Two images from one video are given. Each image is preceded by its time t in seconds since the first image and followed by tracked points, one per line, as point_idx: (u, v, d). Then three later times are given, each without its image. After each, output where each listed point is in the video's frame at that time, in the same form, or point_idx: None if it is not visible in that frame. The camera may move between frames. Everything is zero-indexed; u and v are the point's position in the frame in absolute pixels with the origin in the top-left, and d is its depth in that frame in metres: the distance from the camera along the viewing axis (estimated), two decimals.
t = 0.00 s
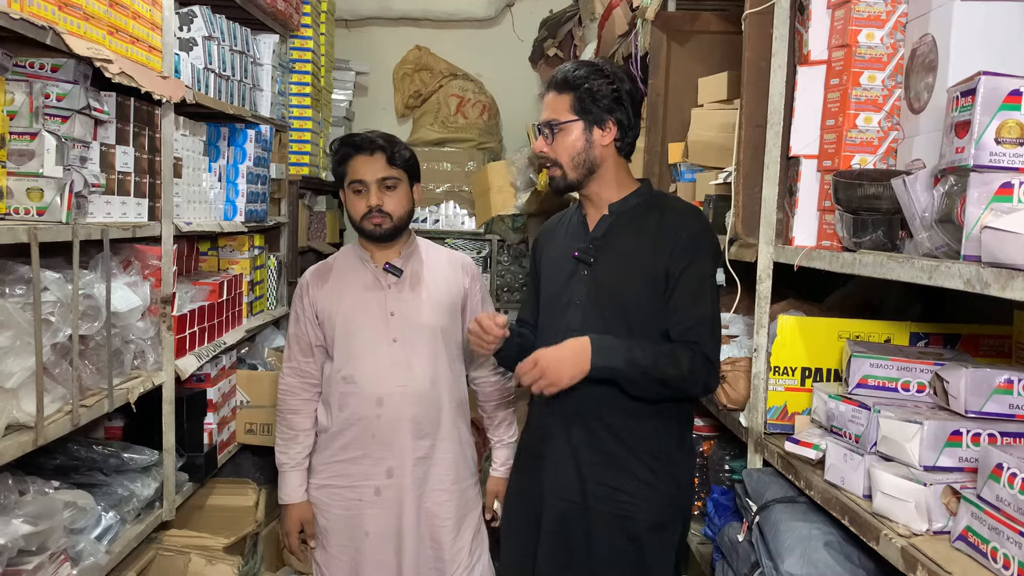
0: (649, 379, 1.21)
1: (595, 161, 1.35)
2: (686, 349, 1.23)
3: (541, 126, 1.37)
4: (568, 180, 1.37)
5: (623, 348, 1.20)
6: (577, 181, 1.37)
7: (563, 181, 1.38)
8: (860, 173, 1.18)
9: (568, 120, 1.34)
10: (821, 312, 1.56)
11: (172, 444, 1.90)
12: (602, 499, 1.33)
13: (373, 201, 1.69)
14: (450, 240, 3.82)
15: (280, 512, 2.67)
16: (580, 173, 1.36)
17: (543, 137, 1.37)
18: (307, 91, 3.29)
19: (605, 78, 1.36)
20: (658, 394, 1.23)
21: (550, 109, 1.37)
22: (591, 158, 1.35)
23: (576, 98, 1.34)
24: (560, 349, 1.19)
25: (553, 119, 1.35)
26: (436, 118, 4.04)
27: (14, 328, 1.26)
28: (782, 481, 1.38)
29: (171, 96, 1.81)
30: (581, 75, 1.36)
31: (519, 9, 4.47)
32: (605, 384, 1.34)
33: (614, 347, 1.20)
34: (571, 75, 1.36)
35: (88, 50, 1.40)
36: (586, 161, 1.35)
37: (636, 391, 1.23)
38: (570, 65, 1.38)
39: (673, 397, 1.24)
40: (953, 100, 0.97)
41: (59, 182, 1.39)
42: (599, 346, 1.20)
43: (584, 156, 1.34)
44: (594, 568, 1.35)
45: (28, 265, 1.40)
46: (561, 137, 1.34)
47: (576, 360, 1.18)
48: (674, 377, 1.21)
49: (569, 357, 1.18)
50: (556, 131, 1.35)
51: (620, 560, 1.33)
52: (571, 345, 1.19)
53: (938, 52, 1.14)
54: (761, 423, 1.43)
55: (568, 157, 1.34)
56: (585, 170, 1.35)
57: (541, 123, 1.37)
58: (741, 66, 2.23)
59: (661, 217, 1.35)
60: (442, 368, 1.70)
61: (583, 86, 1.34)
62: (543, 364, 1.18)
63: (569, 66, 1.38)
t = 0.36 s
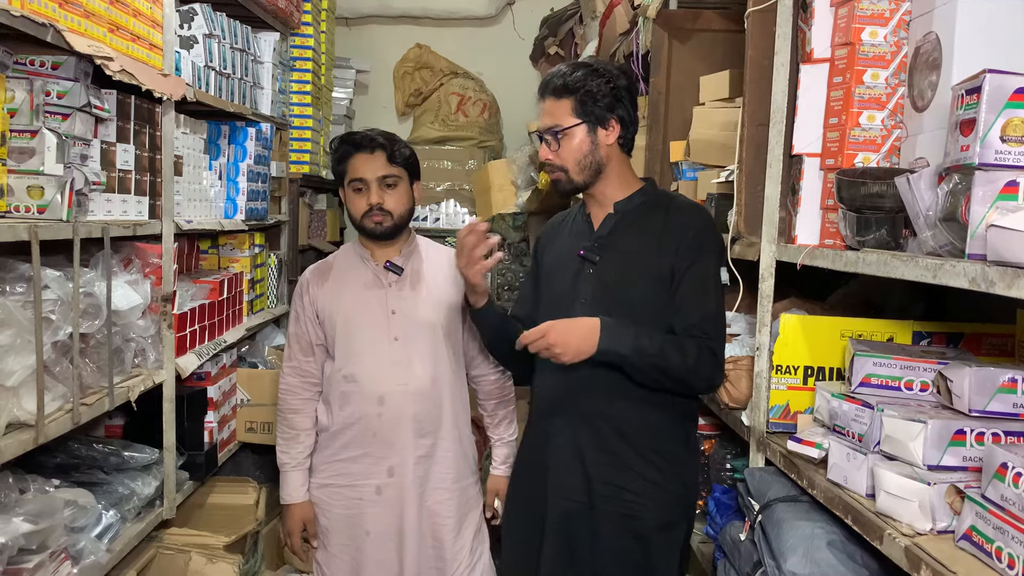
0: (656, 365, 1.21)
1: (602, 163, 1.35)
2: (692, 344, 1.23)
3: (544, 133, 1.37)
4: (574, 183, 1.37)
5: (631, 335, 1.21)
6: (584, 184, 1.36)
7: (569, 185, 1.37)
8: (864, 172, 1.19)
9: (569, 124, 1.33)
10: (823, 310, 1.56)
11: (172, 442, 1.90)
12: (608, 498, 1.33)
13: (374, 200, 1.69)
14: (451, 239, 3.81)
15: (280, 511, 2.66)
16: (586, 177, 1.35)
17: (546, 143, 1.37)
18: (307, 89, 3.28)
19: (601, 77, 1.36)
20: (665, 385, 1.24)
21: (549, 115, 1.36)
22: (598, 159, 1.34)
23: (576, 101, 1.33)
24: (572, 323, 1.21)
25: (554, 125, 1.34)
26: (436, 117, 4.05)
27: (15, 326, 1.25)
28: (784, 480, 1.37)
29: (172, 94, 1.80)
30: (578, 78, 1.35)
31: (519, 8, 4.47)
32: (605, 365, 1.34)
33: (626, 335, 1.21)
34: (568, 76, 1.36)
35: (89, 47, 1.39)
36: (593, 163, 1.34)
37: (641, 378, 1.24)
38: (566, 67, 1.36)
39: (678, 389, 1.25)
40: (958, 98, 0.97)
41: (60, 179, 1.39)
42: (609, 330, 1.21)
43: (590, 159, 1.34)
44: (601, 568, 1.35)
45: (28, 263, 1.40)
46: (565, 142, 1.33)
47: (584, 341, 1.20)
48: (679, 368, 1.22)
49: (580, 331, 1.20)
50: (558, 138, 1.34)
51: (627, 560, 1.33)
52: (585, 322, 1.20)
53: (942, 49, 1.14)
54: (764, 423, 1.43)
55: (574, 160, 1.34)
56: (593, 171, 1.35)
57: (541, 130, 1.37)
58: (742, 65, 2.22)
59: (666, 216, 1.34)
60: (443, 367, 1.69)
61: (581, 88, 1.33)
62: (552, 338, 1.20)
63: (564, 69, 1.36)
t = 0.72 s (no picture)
0: (654, 372, 1.20)
1: (605, 160, 1.35)
2: (691, 347, 1.23)
3: (547, 128, 1.36)
4: (576, 179, 1.36)
5: (631, 342, 1.19)
6: (587, 181, 1.36)
7: (571, 181, 1.37)
8: (867, 170, 1.19)
9: (575, 120, 1.32)
10: (825, 308, 1.56)
11: (174, 441, 1.90)
12: (610, 497, 1.33)
13: (377, 198, 1.69)
14: (452, 237, 3.79)
15: (282, 509, 2.67)
16: (589, 173, 1.35)
17: (549, 138, 1.36)
18: (308, 87, 3.27)
19: (607, 74, 1.35)
20: (665, 388, 1.23)
21: (552, 111, 1.35)
22: (601, 157, 1.34)
23: (582, 97, 1.32)
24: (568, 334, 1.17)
25: (558, 121, 1.33)
26: (437, 115, 4.05)
27: (17, 324, 1.25)
28: (786, 478, 1.37)
29: (173, 91, 1.80)
30: (584, 74, 1.34)
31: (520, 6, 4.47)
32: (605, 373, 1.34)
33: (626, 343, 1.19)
34: (574, 72, 1.35)
35: (90, 45, 1.39)
36: (596, 160, 1.34)
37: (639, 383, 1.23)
38: (571, 63, 1.36)
39: (677, 392, 1.24)
40: (962, 95, 0.97)
41: (61, 177, 1.39)
42: (610, 338, 1.18)
43: (593, 156, 1.33)
44: (604, 567, 1.35)
45: (29, 261, 1.39)
46: (569, 138, 1.33)
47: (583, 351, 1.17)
48: (678, 373, 1.21)
49: (581, 339, 1.17)
50: (562, 133, 1.33)
51: (631, 559, 1.33)
52: (583, 333, 1.17)
53: (945, 47, 1.14)
54: (766, 421, 1.43)
55: (577, 156, 1.33)
56: (595, 168, 1.34)
57: (545, 125, 1.36)
58: (743, 62, 2.22)
59: (669, 214, 1.34)
60: (445, 366, 1.69)
61: (588, 85, 1.33)
62: (553, 348, 1.15)
63: (569, 64, 1.36)
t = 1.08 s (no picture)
0: (654, 372, 1.20)
1: (607, 158, 1.35)
2: (691, 348, 1.23)
3: (550, 125, 1.35)
4: (578, 178, 1.36)
5: (631, 342, 1.19)
6: (588, 180, 1.36)
7: (574, 179, 1.37)
8: (869, 167, 1.18)
9: (578, 119, 1.32)
10: (826, 305, 1.56)
11: (174, 439, 1.90)
12: (607, 494, 1.33)
13: (378, 195, 1.68)
14: (453, 234, 3.81)
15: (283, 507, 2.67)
16: (591, 172, 1.35)
17: (552, 136, 1.35)
18: (308, 85, 3.27)
19: (612, 73, 1.34)
20: (666, 388, 1.23)
21: (557, 108, 1.35)
22: (603, 155, 1.34)
23: (586, 96, 1.32)
24: (573, 334, 1.15)
25: (561, 119, 1.33)
26: (437, 113, 4.05)
27: (18, 322, 1.25)
28: (788, 476, 1.37)
29: (173, 90, 1.80)
30: (588, 73, 1.33)
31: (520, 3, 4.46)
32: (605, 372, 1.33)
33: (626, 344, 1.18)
34: (579, 71, 1.34)
35: (90, 43, 1.39)
36: (598, 158, 1.34)
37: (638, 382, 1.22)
38: (575, 61, 1.35)
39: (676, 392, 1.24)
40: (964, 93, 0.97)
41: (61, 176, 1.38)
42: (610, 338, 1.18)
43: (596, 154, 1.34)
44: (600, 564, 1.34)
45: (30, 259, 1.39)
46: (571, 137, 1.33)
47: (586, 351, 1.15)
48: (678, 373, 1.21)
49: (585, 338, 1.16)
50: (564, 131, 1.33)
51: (627, 557, 1.32)
52: (586, 333, 1.16)
53: (947, 44, 1.13)
54: (767, 418, 1.43)
55: (580, 155, 1.33)
56: (597, 168, 1.35)
57: (548, 123, 1.35)
58: (744, 60, 2.21)
59: (670, 213, 1.34)
60: (446, 365, 1.69)
61: (592, 83, 1.32)
62: (560, 346, 1.13)
63: (574, 62, 1.35)
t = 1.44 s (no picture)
0: (653, 372, 1.20)
1: (597, 163, 1.35)
2: (686, 347, 1.23)
3: (539, 138, 1.33)
4: (571, 185, 1.35)
5: (632, 348, 1.19)
6: (581, 186, 1.36)
7: (568, 188, 1.36)
8: (867, 166, 1.18)
9: (566, 128, 1.30)
10: (824, 304, 1.56)
11: (172, 438, 1.89)
12: (602, 492, 1.33)
13: (376, 193, 1.68)
14: (449, 233, 3.79)
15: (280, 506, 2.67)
16: (583, 178, 1.35)
17: (541, 148, 1.34)
18: (305, 83, 3.27)
19: (596, 80, 1.34)
20: (663, 387, 1.22)
21: (541, 119, 1.32)
22: (594, 161, 1.34)
23: (574, 105, 1.30)
24: (579, 336, 1.14)
25: (550, 129, 1.31)
26: (435, 112, 4.04)
27: (14, 321, 1.24)
28: (785, 474, 1.37)
29: (169, 88, 1.79)
30: (573, 82, 1.31)
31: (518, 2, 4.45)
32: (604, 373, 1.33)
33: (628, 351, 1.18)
34: (565, 81, 1.32)
35: (86, 40, 1.38)
36: (590, 165, 1.34)
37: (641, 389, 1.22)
38: (559, 70, 1.32)
39: (672, 392, 1.24)
40: (963, 91, 0.97)
41: (57, 174, 1.37)
42: (611, 346, 1.17)
43: (587, 161, 1.33)
44: (592, 562, 1.34)
45: (26, 257, 1.39)
46: (562, 147, 1.32)
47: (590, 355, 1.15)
48: (676, 374, 1.21)
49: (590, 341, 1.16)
50: (555, 142, 1.32)
51: (619, 554, 1.32)
52: (590, 338, 1.16)
53: (945, 42, 1.14)
54: (765, 417, 1.43)
55: (572, 164, 1.32)
56: (589, 174, 1.34)
57: (535, 135, 1.34)
58: (742, 59, 2.21)
59: (659, 213, 1.33)
60: (444, 364, 1.69)
61: (579, 92, 1.31)
62: (566, 345, 1.12)
63: (557, 70, 1.32)
